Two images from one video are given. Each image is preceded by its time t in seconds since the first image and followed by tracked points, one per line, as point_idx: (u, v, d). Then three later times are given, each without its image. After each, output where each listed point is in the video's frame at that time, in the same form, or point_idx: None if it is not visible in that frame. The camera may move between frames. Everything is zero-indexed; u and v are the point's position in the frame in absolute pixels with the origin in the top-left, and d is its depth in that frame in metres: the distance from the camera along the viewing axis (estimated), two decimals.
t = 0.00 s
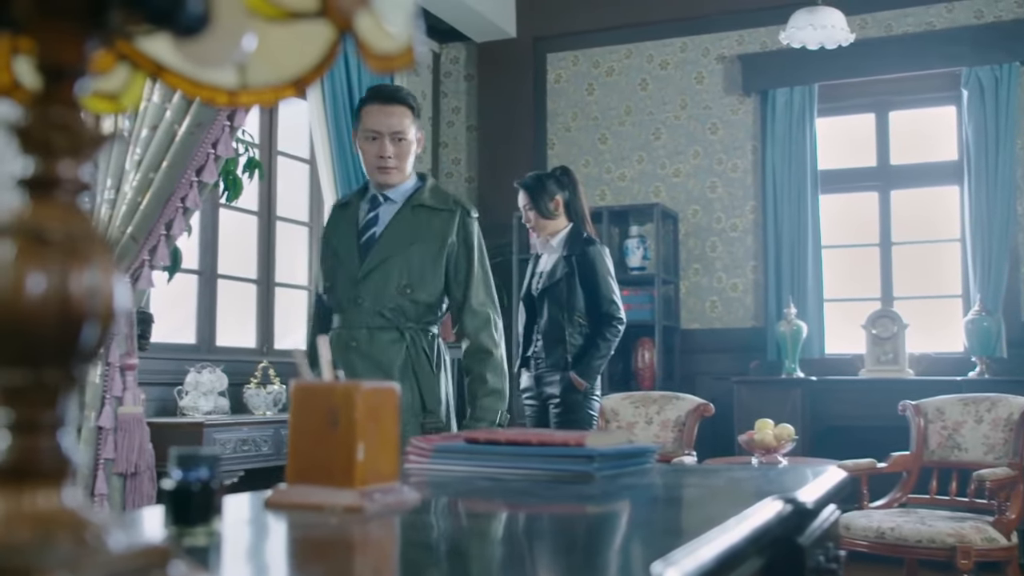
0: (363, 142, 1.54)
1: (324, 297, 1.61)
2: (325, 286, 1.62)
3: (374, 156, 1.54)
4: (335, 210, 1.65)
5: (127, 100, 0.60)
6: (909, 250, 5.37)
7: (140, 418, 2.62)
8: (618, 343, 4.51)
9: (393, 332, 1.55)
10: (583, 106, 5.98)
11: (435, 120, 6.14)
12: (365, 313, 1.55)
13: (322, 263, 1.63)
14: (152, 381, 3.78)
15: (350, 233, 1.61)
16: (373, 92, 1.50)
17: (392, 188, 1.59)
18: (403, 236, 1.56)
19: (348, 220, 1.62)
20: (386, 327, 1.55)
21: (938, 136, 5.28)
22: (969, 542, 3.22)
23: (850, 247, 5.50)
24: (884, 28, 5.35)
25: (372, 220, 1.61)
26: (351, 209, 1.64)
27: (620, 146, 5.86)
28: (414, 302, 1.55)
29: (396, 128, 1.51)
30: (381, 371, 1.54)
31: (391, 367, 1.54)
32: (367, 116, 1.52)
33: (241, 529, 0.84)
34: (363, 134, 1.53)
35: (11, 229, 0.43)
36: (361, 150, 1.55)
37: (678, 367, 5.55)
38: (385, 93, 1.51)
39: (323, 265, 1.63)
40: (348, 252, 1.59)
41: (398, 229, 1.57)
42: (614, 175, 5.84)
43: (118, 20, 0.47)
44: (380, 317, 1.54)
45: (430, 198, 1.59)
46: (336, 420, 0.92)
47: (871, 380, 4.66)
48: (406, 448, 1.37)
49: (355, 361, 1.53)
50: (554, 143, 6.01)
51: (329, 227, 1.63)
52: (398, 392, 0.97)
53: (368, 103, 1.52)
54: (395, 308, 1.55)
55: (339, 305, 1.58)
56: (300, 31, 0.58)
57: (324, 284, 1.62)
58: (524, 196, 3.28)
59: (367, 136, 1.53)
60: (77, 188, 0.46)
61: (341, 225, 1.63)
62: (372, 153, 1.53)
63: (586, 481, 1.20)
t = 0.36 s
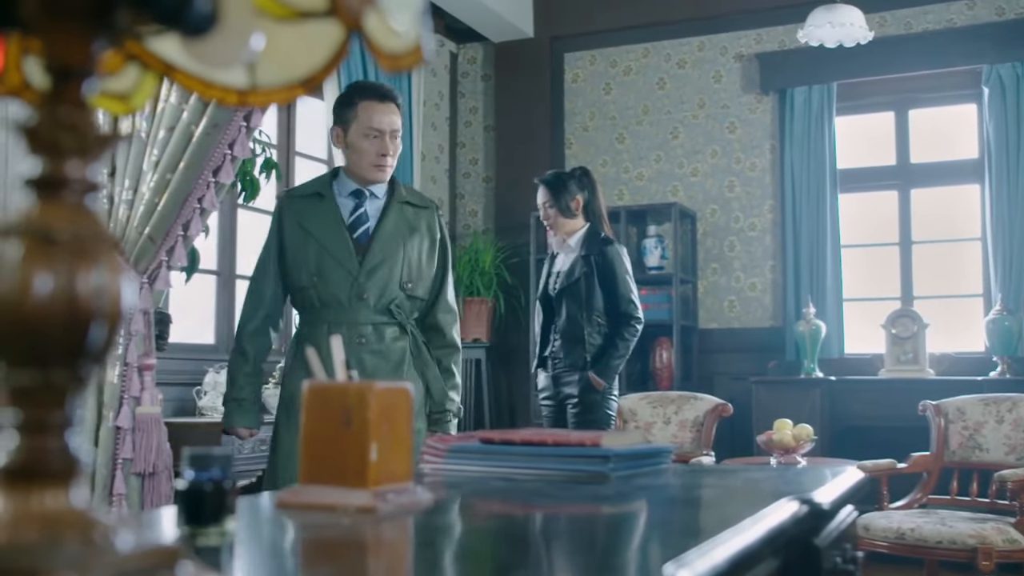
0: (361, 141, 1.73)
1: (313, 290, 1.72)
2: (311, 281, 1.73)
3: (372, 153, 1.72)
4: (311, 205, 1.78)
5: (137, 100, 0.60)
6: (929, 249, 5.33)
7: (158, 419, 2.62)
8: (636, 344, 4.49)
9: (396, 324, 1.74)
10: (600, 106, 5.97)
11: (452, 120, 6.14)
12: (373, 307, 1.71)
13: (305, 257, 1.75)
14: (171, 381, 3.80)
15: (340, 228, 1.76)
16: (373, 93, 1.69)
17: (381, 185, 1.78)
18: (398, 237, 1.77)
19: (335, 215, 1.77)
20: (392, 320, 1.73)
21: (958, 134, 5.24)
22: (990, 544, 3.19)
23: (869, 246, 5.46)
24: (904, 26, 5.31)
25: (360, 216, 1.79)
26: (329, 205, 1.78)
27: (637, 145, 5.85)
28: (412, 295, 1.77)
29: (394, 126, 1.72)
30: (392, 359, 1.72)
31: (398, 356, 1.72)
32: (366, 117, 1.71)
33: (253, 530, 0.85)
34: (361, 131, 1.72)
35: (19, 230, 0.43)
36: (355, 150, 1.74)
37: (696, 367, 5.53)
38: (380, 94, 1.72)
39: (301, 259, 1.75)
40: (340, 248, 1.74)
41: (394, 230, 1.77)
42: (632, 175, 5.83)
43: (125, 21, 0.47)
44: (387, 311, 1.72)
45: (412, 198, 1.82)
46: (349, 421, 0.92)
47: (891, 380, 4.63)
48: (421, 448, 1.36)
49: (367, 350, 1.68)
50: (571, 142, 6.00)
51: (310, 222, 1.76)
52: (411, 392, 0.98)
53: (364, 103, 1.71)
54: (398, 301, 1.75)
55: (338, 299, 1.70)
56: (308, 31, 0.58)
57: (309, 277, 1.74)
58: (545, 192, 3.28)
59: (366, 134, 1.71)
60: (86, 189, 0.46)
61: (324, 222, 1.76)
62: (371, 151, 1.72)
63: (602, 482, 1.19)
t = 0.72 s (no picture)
0: (384, 143, 1.80)
1: (334, 291, 1.72)
2: (330, 282, 1.73)
3: (396, 155, 1.80)
4: (326, 205, 1.78)
5: (141, 100, 0.60)
6: (944, 249, 5.30)
7: (170, 418, 2.63)
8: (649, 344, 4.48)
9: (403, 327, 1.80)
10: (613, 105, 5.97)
11: (465, 120, 6.15)
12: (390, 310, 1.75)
13: (323, 257, 1.74)
14: (184, 381, 3.82)
15: (357, 227, 1.77)
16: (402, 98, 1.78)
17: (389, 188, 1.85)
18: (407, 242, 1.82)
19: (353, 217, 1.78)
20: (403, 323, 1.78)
21: (974, 132, 5.21)
22: (1006, 545, 3.17)
23: (884, 246, 5.43)
24: (918, 24, 5.29)
25: (374, 219, 1.82)
26: (342, 205, 1.78)
27: (650, 144, 5.84)
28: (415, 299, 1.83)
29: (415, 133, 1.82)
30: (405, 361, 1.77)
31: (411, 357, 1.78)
32: (392, 121, 1.79)
33: (261, 530, 0.85)
34: (386, 134, 1.80)
35: (21, 230, 0.43)
36: (375, 151, 1.80)
37: (710, 367, 5.52)
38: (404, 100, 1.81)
39: (317, 259, 1.74)
40: (360, 249, 1.75)
41: (404, 234, 1.82)
42: (645, 174, 5.82)
43: (126, 19, 0.47)
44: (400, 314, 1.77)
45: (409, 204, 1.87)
46: (358, 420, 0.92)
47: (905, 380, 4.60)
48: (430, 449, 1.36)
49: (389, 353, 1.72)
50: (584, 142, 6.00)
51: (328, 222, 1.76)
52: (419, 391, 0.97)
53: (390, 106, 1.79)
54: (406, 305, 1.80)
55: (362, 300, 1.71)
56: (311, 31, 0.58)
57: (327, 278, 1.73)
58: (566, 185, 3.23)
59: (392, 137, 1.80)
60: (87, 188, 0.46)
61: (341, 222, 1.77)
62: (394, 154, 1.80)
63: (611, 482, 1.19)
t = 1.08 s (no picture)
0: (421, 142, 1.89)
1: (376, 291, 1.77)
2: (372, 283, 1.78)
3: (431, 154, 1.90)
4: (366, 204, 1.81)
5: (134, 96, 0.60)
6: (950, 247, 5.28)
7: (173, 416, 2.61)
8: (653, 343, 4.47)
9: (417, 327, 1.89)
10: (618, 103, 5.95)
11: (469, 118, 6.13)
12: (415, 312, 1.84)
13: (366, 256, 1.78)
14: (188, 379, 3.82)
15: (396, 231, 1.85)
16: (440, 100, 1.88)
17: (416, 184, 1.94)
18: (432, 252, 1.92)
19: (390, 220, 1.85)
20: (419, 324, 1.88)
21: (979, 130, 5.19)
22: (1011, 544, 3.15)
23: (889, 244, 5.41)
24: (924, 21, 5.27)
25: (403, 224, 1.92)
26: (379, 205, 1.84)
27: (655, 142, 5.82)
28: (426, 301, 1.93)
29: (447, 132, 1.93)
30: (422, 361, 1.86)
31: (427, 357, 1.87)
32: (428, 121, 1.89)
33: (258, 529, 0.84)
34: (423, 132, 1.89)
35: (10, 225, 0.43)
36: (412, 148, 1.89)
37: (714, 366, 5.51)
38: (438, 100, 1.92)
39: (359, 259, 1.78)
40: (399, 251, 1.82)
41: (425, 241, 1.92)
42: (649, 172, 5.80)
43: (116, 16, 0.47)
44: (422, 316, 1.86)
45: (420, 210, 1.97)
46: (355, 418, 0.92)
47: (910, 378, 4.59)
48: (430, 447, 1.35)
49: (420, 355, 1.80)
50: (588, 140, 5.99)
51: (373, 222, 1.81)
52: (418, 388, 0.97)
53: (427, 107, 1.89)
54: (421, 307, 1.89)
55: (401, 302, 1.78)
56: (306, 27, 0.58)
57: (369, 278, 1.78)
58: (571, 181, 3.24)
59: (428, 136, 1.89)
60: (76, 185, 0.46)
61: (380, 223, 1.82)
62: (428, 152, 1.90)
63: (611, 480, 1.18)
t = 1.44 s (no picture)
0: (477, 142, 2.10)
1: (431, 286, 1.97)
2: (428, 278, 1.97)
3: (486, 154, 2.10)
4: (422, 205, 2.01)
5: (117, 90, 0.59)
6: (948, 244, 5.28)
7: (168, 413, 2.63)
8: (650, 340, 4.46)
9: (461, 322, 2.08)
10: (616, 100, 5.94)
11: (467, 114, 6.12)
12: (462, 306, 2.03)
13: (422, 254, 1.98)
14: (185, 376, 3.81)
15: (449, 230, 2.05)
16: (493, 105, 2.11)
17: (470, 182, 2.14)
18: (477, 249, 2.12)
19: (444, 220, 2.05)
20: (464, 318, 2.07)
21: (978, 127, 5.18)
22: (1008, 540, 3.15)
23: (888, 241, 5.41)
24: (922, 17, 5.26)
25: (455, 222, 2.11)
26: (432, 206, 2.04)
27: (653, 139, 5.81)
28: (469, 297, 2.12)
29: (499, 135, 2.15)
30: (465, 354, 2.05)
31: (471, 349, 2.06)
32: (482, 124, 2.10)
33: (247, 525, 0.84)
34: (479, 135, 2.10)
35: None
36: (469, 148, 2.09)
37: (712, 362, 5.50)
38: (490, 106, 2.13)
39: (416, 256, 1.97)
40: (451, 250, 2.02)
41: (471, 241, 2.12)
42: (647, 169, 5.79)
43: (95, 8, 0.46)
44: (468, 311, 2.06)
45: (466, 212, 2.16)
46: (345, 416, 0.92)
47: (908, 375, 4.59)
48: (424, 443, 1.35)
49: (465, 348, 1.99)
50: (587, 136, 5.99)
51: (429, 222, 2.01)
52: (408, 385, 0.97)
53: (481, 111, 2.10)
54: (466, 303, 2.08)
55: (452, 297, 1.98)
56: (291, 17, 0.58)
57: (425, 274, 1.98)
58: (572, 177, 3.18)
59: (483, 137, 2.10)
60: (53, 178, 0.45)
61: (434, 222, 2.02)
62: (484, 153, 2.11)
63: (604, 477, 1.18)
